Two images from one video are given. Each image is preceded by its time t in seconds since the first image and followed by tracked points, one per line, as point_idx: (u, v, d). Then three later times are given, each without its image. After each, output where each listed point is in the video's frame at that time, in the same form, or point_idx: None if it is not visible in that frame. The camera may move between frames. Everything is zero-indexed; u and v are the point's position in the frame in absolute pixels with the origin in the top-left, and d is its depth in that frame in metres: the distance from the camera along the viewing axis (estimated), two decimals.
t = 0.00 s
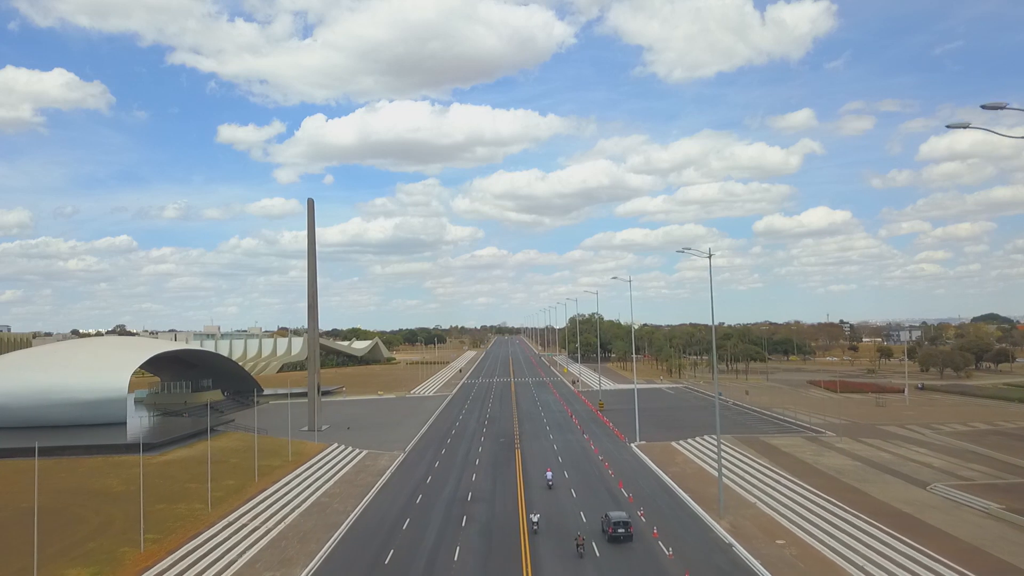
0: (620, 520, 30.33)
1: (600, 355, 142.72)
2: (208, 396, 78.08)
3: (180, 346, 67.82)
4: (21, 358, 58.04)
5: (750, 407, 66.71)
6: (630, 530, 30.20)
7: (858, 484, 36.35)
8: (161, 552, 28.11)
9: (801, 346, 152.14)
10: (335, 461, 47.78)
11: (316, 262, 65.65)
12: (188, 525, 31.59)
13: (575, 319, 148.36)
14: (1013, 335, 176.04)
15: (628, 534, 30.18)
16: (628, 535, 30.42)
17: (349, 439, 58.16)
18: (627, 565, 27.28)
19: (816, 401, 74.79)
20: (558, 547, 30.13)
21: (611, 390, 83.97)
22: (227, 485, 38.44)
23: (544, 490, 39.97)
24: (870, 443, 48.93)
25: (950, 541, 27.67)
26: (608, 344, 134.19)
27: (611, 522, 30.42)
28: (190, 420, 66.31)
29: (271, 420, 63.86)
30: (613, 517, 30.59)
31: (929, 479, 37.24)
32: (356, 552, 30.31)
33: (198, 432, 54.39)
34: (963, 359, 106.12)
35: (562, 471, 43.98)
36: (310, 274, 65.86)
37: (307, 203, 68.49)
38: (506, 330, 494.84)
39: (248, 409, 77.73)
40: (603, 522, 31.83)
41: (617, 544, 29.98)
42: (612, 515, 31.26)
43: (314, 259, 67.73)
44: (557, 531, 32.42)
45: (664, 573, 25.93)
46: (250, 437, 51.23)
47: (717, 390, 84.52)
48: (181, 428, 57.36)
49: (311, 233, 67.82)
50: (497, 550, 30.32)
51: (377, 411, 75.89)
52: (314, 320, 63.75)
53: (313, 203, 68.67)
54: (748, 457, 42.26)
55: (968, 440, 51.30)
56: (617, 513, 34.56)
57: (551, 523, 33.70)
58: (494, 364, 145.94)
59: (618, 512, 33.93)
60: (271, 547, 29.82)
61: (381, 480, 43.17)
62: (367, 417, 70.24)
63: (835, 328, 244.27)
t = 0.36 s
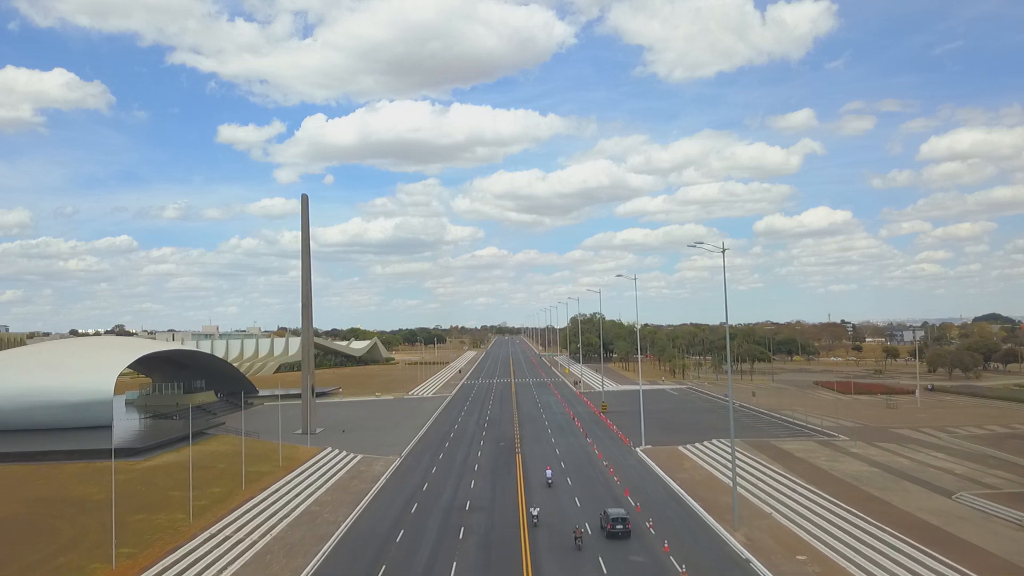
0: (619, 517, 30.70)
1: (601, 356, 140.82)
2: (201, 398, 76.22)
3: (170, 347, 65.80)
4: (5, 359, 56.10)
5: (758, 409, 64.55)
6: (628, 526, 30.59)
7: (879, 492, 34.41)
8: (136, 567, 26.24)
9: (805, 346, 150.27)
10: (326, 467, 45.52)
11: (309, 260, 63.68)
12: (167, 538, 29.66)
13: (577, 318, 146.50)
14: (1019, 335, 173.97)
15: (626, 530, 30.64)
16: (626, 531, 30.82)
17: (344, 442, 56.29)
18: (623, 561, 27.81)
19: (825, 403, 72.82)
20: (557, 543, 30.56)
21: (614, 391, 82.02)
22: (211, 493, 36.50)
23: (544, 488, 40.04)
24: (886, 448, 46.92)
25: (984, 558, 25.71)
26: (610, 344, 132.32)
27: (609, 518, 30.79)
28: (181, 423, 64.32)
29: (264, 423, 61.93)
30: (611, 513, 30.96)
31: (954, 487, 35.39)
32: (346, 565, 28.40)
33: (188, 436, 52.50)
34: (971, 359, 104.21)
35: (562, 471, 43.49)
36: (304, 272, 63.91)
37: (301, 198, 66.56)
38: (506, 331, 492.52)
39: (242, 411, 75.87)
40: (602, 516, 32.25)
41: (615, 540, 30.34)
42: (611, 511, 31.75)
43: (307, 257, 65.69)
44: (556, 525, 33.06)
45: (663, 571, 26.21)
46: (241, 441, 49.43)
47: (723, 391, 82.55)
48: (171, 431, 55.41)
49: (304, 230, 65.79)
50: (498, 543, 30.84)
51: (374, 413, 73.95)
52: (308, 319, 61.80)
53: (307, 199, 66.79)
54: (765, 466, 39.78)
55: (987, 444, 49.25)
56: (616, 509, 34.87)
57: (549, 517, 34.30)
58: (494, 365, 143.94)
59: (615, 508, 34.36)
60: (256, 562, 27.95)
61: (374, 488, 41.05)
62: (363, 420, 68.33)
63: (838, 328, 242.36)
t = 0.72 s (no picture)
0: (616, 513, 30.98)
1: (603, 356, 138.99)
2: (193, 400, 74.23)
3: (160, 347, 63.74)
4: None
5: (767, 412, 62.47)
6: (626, 522, 30.89)
7: (906, 503, 32.17)
8: None
9: (809, 346, 148.42)
10: (318, 475, 43.10)
11: (303, 257, 61.69)
12: (143, 553, 27.70)
13: (578, 318, 144.60)
14: None
15: (624, 526, 30.95)
16: (624, 527, 31.08)
17: (338, 446, 54.29)
18: (621, 555, 28.27)
19: (835, 405, 70.52)
20: (557, 538, 30.88)
21: (616, 393, 80.03)
22: (193, 503, 34.53)
23: (544, 486, 40.17)
24: (904, 453, 44.87)
25: None
26: (611, 344, 130.58)
27: (608, 514, 31.01)
28: (170, 425, 62.27)
29: (256, 426, 59.92)
30: (609, 510, 31.25)
31: (984, 497, 33.11)
32: None
33: (176, 440, 50.51)
34: (981, 359, 102.34)
35: (562, 471, 43.16)
36: (298, 269, 61.85)
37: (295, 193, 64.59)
38: (506, 331, 490.07)
39: (235, 413, 73.92)
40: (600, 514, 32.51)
41: (613, 537, 30.61)
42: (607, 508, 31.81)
43: (302, 254, 63.67)
44: (554, 518, 33.67)
45: (661, 570, 26.33)
46: (231, 445, 47.48)
47: (729, 394, 80.27)
48: (158, 435, 53.39)
49: (298, 226, 63.77)
50: (498, 538, 31.26)
51: (371, 416, 71.82)
52: (301, 318, 59.70)
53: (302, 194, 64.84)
54: (784, 475, 37.36)
55: (1008, 449, 47.20)
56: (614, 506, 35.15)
57: (547, 511, 34.89)
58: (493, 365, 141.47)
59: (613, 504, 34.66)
60: None
61: (365, 497, 38.73)
62: (359, 422, 66.31)
63: (840, 328, 240.45)
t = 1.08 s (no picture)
0: (614, 510, 31.13)
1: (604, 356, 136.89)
2: (184, 401, 72.19)
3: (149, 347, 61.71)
4: None
5: (776, 415, 60.26)
6: (623, 519, 31.07)
7: (934, 517, 30.08)
8: None
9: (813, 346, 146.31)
10: (308, 484, 40.88)
11: (296, 254, 59.59)
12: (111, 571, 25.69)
13: (579, 318, 142.49)
14: None
15: (622, 523, 31.09)
16: (622, 524, 31.26)
17: (331, 450, 52.21)
18: (619, 552, 28.46)
19: (845, 407, 68.39)
20: (555, 532, 31.37)
21: (619, 394, 77.92)
22: (173, 514, 32.73)
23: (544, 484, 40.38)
24: (924, 459, 42.70)
25: None
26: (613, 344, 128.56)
27: (606, 511, 31.12)
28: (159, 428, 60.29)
29: (247, 429, 57.83)
30: (607, 506, 31.42)
31: (1016, 508, 31.09)
32: None
33: (162, 444, 48.54)
34: (992, 359, 100.16)
35: (563, 471, 43.00)
36: (291, 267, 59.84)
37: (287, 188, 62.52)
38: (506, 330, 487.63)
39: (227, 415, 71.87)
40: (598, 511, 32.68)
41: (611, 533, 30.86)
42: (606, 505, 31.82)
43: (294, 251, 61.57)
44: (553, 512, 34.35)
45: (661, 569, 26.22)
46: (219, 451, 45.65)
47: (735, 395, 78.14)
48: (144, 439, 51.37)
49: (290, 222, 61.69)
50: (498, 534, 31.58)
51: (367, 418, 69.84)
52: (294, 317, 57.66)
53: (294, 190, 62.88)
54: (800, 484, 35.34)
55: None
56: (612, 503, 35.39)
57: (546, 505, 35.56)
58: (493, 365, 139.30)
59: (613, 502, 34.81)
60: None
61: (357, 508, 36.62)
62: (354, 425, 64.19)
63: (843, 328, 238.20)
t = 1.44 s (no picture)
0: (612, 506, 31.53)
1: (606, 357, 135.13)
2: (175, 403, 70.15)
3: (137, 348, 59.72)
4: None
5: (786, 418, 58.11)
6: (622, 515, 31.45)
7: (967, 531, 27.97)
8: None
9: (817, 346, 144.49)
10: (297, 493, 38.66)
11: (289, 251, 57.68)
12: None
13: (580, 317, 140.68)
14: None
15: (620, 519, 31.51)
16: (620, 520, 31.70)
17: (323, 454, 50.18)
18: (616, 546, 28.96)
19: (856, 409, 66.37)
20: (554, 527, 32.13)
21: (622, 396, 75.91)
22: (151, 527, 30.76)
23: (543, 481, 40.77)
24: (946, 465, 40.58)
25: None
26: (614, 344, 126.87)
27: (605, 508, 31.49)
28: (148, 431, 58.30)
29: (238, 433, 55.80)
30: (606, 503, 31.83)
31: None
32: None
33: (148, 448, 46.56)
34: (1001, 360, 98.20)
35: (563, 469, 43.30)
36: (283, 264, 57.93)
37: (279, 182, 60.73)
38: (506, 330, 485.28)
39: (220, 417, 69.82)
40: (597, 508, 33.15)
41: (609, 529, 31.21)
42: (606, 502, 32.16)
43: (286, 248, 59.65)
44: (552, 507, 35.32)
45: (657, 564, 26.67)
46: (207, 457, 43.74)
47: (741, 397, 76.17)
48: (130, 443, 49.35)
49: (283, 218, 59.80)
50: (499, 530, 32.21)
51: (363, 420, 67.86)
52: (286, 316, 55.72)
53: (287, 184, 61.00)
54: (824, 495, 33.09)
55: None
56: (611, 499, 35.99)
57: (546, 499, 36.50)
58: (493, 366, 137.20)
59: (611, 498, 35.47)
60: None
61: (348, 518, 34.62)
62: (349, 428, 62.14)
63: (846, 328, 236.30)
